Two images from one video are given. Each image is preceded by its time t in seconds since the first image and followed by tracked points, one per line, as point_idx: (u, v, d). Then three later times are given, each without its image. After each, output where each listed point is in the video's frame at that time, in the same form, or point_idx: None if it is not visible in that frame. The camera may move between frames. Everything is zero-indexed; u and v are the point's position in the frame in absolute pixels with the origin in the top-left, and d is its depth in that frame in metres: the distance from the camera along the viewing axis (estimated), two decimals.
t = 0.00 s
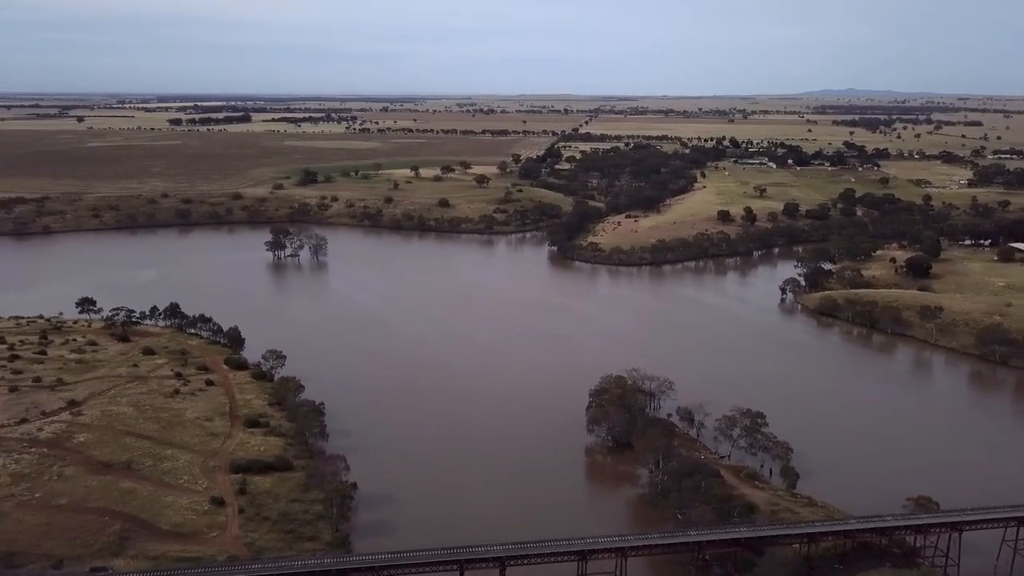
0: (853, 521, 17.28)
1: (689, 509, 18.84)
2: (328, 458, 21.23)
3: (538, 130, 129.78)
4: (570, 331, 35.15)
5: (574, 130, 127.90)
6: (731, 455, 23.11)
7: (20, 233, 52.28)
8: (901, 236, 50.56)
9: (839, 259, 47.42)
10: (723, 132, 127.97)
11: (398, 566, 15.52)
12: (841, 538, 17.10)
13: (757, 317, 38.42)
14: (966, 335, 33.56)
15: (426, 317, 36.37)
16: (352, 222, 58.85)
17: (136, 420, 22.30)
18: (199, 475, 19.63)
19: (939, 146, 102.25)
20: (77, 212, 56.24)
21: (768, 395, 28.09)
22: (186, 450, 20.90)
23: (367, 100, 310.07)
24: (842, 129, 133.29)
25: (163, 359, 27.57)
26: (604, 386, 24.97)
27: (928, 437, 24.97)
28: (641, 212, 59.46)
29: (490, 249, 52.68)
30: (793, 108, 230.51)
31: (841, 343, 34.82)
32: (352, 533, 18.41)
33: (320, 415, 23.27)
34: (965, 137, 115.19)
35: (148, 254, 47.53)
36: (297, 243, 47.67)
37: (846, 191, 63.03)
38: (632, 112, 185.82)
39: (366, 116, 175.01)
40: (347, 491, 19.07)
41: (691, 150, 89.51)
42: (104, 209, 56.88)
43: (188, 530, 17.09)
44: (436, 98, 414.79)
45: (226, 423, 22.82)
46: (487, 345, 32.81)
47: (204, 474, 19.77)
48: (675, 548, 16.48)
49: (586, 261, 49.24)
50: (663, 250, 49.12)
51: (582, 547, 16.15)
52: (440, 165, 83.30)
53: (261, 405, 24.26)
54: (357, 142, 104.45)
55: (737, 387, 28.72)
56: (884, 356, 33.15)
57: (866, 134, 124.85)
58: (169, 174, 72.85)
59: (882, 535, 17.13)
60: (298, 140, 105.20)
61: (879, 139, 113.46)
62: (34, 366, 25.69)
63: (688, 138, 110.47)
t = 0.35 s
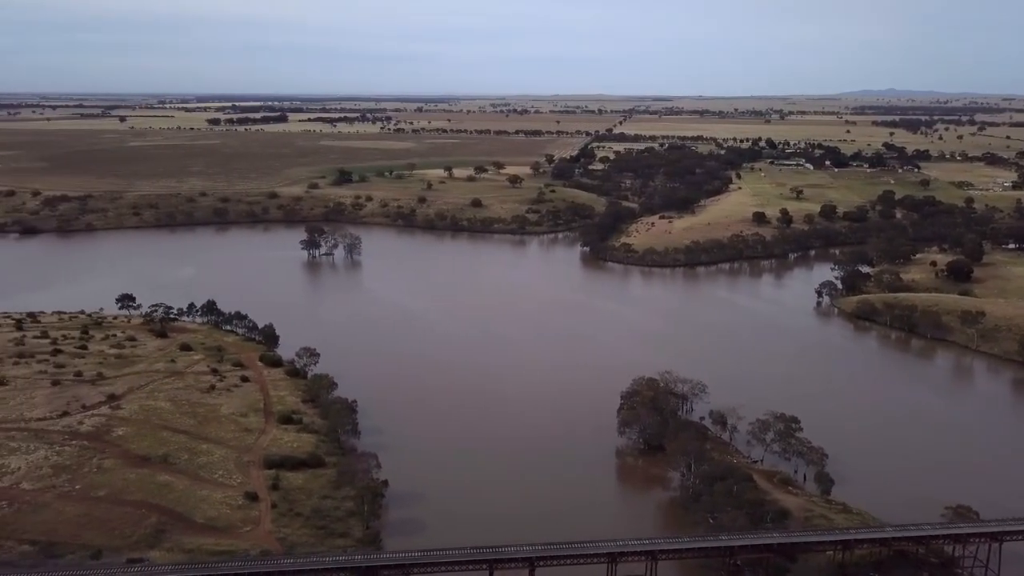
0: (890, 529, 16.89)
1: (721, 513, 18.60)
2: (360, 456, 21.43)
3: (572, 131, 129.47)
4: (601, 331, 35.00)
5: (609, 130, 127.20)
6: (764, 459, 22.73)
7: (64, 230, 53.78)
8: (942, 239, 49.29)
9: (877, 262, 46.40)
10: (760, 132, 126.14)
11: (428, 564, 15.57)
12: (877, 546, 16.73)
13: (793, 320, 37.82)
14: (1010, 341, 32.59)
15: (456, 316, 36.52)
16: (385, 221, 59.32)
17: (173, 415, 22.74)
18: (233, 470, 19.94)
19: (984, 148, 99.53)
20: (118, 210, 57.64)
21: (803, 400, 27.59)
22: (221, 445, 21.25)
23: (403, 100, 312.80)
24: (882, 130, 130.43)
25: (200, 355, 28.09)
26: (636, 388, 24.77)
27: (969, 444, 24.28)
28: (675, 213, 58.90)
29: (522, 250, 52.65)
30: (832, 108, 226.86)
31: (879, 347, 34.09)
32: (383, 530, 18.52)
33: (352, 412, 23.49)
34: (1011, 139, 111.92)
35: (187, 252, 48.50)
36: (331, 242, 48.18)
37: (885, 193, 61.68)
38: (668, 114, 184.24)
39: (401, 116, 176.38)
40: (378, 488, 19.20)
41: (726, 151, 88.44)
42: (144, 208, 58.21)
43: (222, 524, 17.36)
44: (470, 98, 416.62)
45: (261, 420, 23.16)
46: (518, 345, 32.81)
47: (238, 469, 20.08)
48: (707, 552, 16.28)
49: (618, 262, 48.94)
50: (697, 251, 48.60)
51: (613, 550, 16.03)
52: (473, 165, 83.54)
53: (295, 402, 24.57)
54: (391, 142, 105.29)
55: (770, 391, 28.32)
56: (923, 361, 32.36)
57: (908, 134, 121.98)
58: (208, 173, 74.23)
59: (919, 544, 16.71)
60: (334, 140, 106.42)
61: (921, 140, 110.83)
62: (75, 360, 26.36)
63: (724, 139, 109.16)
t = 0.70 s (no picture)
0: (932, 540, 16.44)
1: (757, 519, 18.30)
2: (395, 454, 21.59)
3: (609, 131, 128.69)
4: (637, 333, 34.78)
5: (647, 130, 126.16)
6: (802, 465, 22.29)
7: (111, 228, 55.28)
8: (991, 243, 47.75)
9: (922, 266, 45.17)
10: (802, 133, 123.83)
11: (461, 563, 15.60)
12: (918, 557, 16.31)
13: (834, 324, 37.05)
14: None
15: (490, 316, 36.69)
16: (422, 221, 59.73)
17: (213, 410, 23.17)
18: (271, 465, 20.25)
19: None
20: (162, 208, 59.04)
21: (843, 405, 27.00)
22: (259, 441, 21.59)
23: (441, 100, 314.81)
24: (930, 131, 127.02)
25: (240, 352, 28.60)
26: (671, 390, 24.50)
27: (1016, 454, 23.50)
28: (713, 215, 58.11)
29: (558, 250, 52.52)
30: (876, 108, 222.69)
31: (923, 353, 33.18)
32: (417, 528, 18.63)
33: (388, 410, 23.69)
34: None
35: (229, 250, 49.45)
36: (370, 242, 48.61)
37: (932, 195, 60.04)
38: (707, 114, 182.19)
39: (439, 116, 177.50)
40: (412, 486, 19.33)
41: (767, 152, 87.03)
42: (187, 206, 59.53)
43: (259, 518, 17.64)
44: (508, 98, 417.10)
45: (298, 416, 23.49)
46: (552, 345, 32.82)
47: (276, 464, 20.38)
48: (743, 559, 16.04)
49: (655, 264, 48.48)
50: (735, 253, 47.89)
51: (647, 553, 15.89)
52: (510, 165, 83.65)
53: (332, 399, 24.84)
54: (429, 142, 105.98)
55: (806, 395, 27.82)
56: (970, 368, 31.39)
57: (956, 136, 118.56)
58: (250, 172, 75.62)
59: (963, 556, 16.23)
60: (372, 140, 107.51)
61: (971, 141, 107.70)
62: (120, 354, 27.04)
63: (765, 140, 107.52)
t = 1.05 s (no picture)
0: (971, 551, 16.02)
1: (791, 525, 17.99)
2: (426, 454, 21.72)
3: (644, 132, 127.94)
4: (668, 334, 34.50)
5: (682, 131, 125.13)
6: (837, 471, 21.83)
7: (151, 226, 56.48)
8: None
9: (963, 270, 43.98)
10: (840, 134, 121.66)
11: (490, 562, 15.60)
12: (957, 568, 15.91)
13: (871, 328, 36.26)
14: None
15: (522, 315, 36.79)
16: (455, 221, 59.95)
17: (248, 405, 23.54)
18: (304, 461, 20.50)
19: None
20: (201, 207, 60.15)
21: (879, 411, 26.40)
22: (292, 437, 21.87)
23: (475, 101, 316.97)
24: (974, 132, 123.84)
25: (274, 349, 29.02)
26: (704, 394, 24.20)
27: None
28: (749, 217, 57.34)
29: (591, 251, 52.29)
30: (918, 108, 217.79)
31: (964, 359, 32.32)
32: (448, 527, 18.70)
33: (419, 409, 23.81)
34: None
35: (265, 248, 50.21)
36: (403, 241, 48.94)
37: (975, 198, 58.47)
38: (743, 115, 179.99)
39: (473, 117, 178.39)
40: (443, 485, 19.40)
41: (804, 153, 85.69)
42: (225, 205, 60.58)
43: (292, 514, 17.85)
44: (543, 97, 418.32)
45: (331, 413, 23.74)
46: (581, 345, 32.77)
47: (309, 460, 20.63)
48: (776, 565, 15.80)
49: (689, 265, 47.99)
50: (771, 255, 47.18)
51: (677, 557, 15.75)
52: (544, 166, 83.61)
53: (364, 397, 25.05)
54: (463, 142, 106.39)
55: (834, 399, 27.36)
56: (1013, 375, 30.47)
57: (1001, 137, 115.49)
58: (286, 172, 76.72)
59: (1003, 567, 15.81)
60: (406, 140, 108.26)
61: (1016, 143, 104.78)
62: (158, 350, 27.62)
63: (802, 141, 105.90)
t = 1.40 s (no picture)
0: (1012, 562, 15.56)
1: (825, 532, 17.67)
2: (456, 452, 21.81)
3: (678, 132, 126.93)
4: (699, 336, 34.15)
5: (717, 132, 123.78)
6: (873, 478, 21.35)
7: (189, 224, 57.58)
8: None
9: (1007, 274, 42.77)
10: (880, 135, 119.19)
11: (519, 563, 15.59)
12: None
13: (910, 333, 35.38)
14: None
15: (553, 315, 36.82)
16: (487, 221, 60.10)
17: (282, 402, 23.85)
18: (336, 458, 20.71)
19: None
20: (238, 206, 61.17)
21: (917, 417, 25.78)
22: (325, 434, 22.10)
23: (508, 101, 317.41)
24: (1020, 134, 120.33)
25: (308, 346, 29.36)
26: (737, 397, 23.87)
27: None
28: (785, 218, 56.44)
29: (624, 252, 51.99)
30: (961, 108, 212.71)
31: (1007, 366, 31.37)
32: (478, 526, 18.76)
33: (450, 407, 23.93)
34: None
35: (301, 246, 50.89)
36: (436, 241, 49.20)
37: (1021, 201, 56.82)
38: (780, 116, 177.45)
39: (506, 116, 178.76)
40: (473, 484, 19.46)
41: (842, 155, 84.15)
42: (261, 204, 61.51)
43: (324, 510, 18.05)
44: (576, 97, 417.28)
45: (363, 411, 23.93)
46: (610, 346, 32.67)
47: (341, 457, 20.83)
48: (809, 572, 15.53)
49: (723, 267, 47.39)
50: (807, 258, 46.40)
51: (709, 562, 15.57)
52: (577, 166, 83.37)
53: (396, 395, 25.24)
54: (496, 143, 106.56)
55: (865, 404, 26.81)
56: None
57: None
58: (321, 171, 77.66)
59: None
60: (440, 140, 108.83)
61: None
62: (195, 346, 28.14)
63: (840, 142, 103.97)
